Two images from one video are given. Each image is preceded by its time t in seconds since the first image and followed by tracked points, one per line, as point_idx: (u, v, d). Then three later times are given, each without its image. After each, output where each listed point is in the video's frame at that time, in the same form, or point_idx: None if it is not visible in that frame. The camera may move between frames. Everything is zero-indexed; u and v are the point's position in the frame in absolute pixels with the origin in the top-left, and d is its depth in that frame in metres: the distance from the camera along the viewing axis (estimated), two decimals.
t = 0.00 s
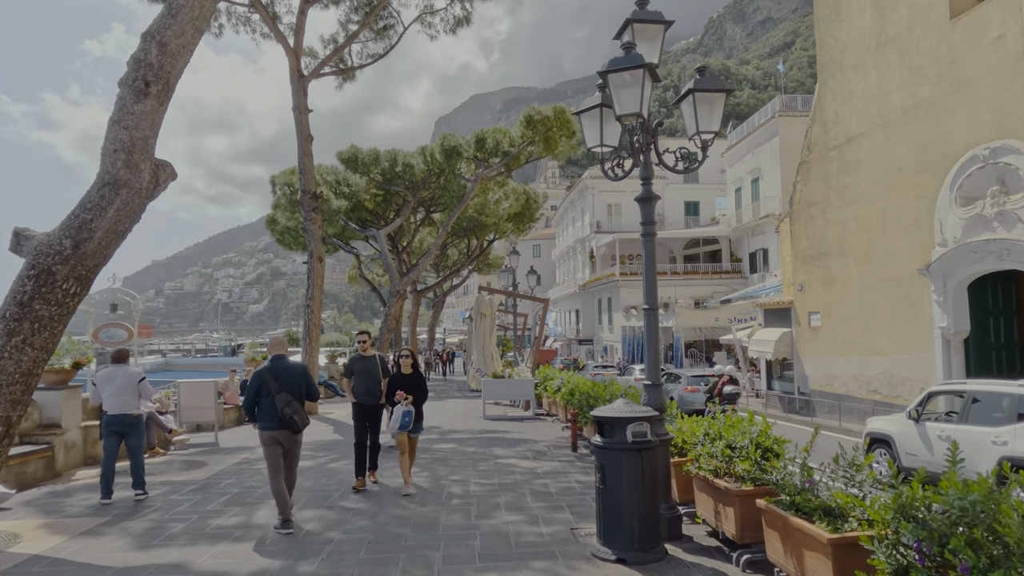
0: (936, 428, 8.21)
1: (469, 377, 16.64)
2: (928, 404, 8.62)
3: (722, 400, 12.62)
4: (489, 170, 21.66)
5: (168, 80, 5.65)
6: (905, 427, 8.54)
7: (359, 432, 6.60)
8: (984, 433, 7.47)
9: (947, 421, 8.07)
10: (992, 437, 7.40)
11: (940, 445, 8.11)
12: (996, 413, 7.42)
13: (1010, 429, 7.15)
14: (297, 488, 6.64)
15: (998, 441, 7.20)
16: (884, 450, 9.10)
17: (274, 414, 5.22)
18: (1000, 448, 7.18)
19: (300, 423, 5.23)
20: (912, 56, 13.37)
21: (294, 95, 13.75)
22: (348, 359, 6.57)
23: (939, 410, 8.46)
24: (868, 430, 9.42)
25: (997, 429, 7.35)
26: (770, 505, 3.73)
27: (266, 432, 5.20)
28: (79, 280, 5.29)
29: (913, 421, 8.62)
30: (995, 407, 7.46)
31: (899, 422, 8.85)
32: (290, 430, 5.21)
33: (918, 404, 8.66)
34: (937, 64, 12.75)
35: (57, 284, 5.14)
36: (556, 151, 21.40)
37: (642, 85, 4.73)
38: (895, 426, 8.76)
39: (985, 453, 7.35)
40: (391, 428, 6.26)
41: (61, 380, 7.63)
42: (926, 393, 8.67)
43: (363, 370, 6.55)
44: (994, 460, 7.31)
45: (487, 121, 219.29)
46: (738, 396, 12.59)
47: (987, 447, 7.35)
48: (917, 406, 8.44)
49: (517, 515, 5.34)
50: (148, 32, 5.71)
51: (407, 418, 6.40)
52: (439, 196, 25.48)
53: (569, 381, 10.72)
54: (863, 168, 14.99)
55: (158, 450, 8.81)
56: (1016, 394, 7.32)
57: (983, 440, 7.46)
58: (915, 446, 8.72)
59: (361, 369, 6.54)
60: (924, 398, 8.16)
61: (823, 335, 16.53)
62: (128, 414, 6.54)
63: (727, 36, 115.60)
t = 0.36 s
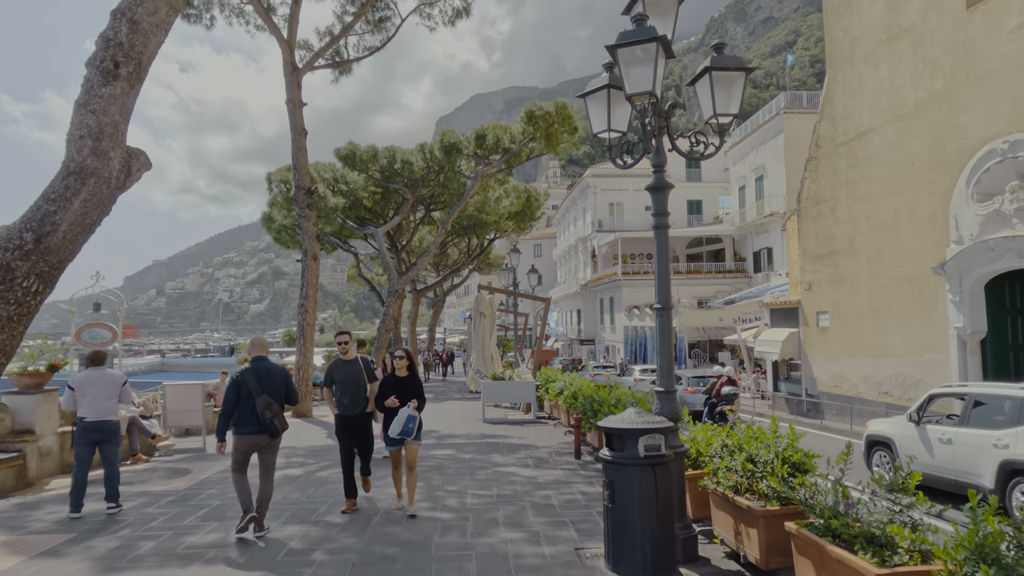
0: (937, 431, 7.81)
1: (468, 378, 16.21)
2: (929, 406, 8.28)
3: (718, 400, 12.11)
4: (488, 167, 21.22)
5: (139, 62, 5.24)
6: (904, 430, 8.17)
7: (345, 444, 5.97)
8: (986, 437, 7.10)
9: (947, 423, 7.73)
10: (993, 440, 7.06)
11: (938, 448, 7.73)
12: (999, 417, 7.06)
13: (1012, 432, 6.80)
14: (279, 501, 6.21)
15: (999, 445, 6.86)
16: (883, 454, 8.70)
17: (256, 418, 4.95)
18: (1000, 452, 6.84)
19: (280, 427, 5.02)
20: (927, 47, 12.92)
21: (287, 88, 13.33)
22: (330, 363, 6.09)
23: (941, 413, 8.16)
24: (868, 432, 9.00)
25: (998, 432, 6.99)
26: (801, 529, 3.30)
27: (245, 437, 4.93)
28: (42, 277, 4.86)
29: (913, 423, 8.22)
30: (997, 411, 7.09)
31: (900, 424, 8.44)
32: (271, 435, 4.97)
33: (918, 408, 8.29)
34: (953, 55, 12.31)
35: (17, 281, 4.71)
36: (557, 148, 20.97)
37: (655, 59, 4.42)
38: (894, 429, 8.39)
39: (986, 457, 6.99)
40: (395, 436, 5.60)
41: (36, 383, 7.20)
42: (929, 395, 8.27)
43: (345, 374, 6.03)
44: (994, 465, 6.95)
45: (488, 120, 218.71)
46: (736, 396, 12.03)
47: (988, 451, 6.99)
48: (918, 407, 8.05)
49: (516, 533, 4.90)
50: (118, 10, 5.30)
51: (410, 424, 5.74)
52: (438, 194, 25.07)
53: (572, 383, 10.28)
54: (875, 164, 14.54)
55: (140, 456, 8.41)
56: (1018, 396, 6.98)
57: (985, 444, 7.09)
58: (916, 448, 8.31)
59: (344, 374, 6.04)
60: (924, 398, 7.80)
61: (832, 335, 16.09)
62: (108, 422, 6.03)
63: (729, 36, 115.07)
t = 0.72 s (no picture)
0: (934, 430, 7.57)
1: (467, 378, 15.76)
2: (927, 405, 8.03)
3: (720, 400, 11.74)
4: (488, 163, 20.77)
5: (103, 36, 4.82)
6: (903, 429, 7.92)
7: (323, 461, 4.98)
8: (982, 437, 6.89)
9: (945, 423, 7.50)
10: (990, 440, 6.84)
11: (935, 449, 7.50)
12: (994, 417, 6.86)
13: (1010, 433, 6.59)
14: (260, 512, 5.79)
15: (996, 445, 6.65)
16: (881, 454, 8.43)
17: (224, 423, 4.78)
18: (998, 452, 6.62)
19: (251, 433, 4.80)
20: (941, 36, 12.49)
21: (279, 79, 12.90)
22: (303, 364, 5.08)
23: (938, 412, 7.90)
24: (865, 432, 8.75)
25: (996, 432, 6.77)
26: (840, 555, 2.87)
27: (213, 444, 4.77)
28: None
29: (911, 423, 7.98)
30: (993, 411, 6.89)
31: (898, 423, 8.17)
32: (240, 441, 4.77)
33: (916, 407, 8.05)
34: (968, 45, 11.88)
35: None
36: (558, 144, 20.57)
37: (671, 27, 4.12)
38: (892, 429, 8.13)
39: (984, 458, 6.77)
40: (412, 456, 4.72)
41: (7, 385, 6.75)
42: (926, 395, 8.01)
43: (322, 378, 5.03)
44: (991, 467, 6.74)
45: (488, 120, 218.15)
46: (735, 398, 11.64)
47: (983, 452, 6.79)
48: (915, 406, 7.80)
49: (513, 550, 4.50)
50: None
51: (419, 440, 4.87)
52: (437, 191, 24.67)
53: (574, 385, 9.84)
54: (885, 158, 14.10)
55: (120, 461, 8.00)
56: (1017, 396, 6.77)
57: (982, 444, 6.87)
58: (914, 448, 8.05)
59: (320, 378, 5.04)
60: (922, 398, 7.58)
61: (841, 335, 15.66)
62: (79, 430, 5.51)
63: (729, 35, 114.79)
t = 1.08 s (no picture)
0: (930, 428, 7.38)
1: (466, 378, 15.34)
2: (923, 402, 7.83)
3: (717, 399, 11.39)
4: (489, 158, 20.32)
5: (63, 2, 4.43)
6: (899, 427, 7.72)
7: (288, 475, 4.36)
8: (978, 435, 6.72)
9: (940, 420, 7.33)
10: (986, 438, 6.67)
11: (930, 447, 7.33)
12: (987, 415, 6.71)
13: (1005, 430, 6.42)
14: (241, 522, 5.37)
15: (992, 443, 6.49)
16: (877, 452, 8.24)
17: (188, 419, 4.76)
18: (993, 450, 6.45)
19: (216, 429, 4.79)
20: (957, 23, 12.05)
21: (273, 68, 12.47)
22: (274, 361, 4.47)
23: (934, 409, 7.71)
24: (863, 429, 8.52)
25: (991, 430, 6.60)
26: None
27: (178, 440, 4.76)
28: None
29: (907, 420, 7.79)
30: (986, 408, 6.73)
31: (893, 421, 7.99)
32: (203, 438, 4.75)
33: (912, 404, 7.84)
34: (987, 32, 11.44)
35: None
36: (560, 138, 20.16)
37: None
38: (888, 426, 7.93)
39: (978, 456, 6.61)
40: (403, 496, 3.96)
41: None
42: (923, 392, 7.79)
43: (292, 376, 4.38)
44: (986, 465, 6.58)
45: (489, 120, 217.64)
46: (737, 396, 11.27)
47: (979, 450, 6.62)
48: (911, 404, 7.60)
49: (517, 565, 4.09)
50: None
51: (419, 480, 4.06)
52: (437, 188, 24.27)
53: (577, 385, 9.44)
54: (899, 150, 13.65)
55: (100, 465, 7.58)
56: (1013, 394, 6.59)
57: (977, 442, 6.70)
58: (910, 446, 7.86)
59: (290, 377, 4.39)
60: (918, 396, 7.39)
61: (851, 333, 15.23)
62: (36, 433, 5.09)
63: (731, 33, 114.32)
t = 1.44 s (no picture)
0: (923, 429, 7.25)
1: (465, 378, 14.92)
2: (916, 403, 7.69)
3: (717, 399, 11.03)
4: (489, 155, 19.89)
5: None
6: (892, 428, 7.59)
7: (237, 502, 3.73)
8: (968, 435, 6.59)
9: (933, 421, 7.20)
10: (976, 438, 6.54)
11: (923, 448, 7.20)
12: (981, 415, 6.56)
13: (995, 431, 6.30)
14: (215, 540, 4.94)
15: (982, 443, 6.37)
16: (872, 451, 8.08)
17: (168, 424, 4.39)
18: (983, 450, 6.34)
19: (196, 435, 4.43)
20: (974, 12, 11.63)
21: (265, 59, 12.05)
22: (218, 378, 3.88)
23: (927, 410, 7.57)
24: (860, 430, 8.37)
25: (980, 430, 6.48)
26: None
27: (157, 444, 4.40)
28: None
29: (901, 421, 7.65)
30: (980, 409, 6.60)
31: (888, 421, 7.83)
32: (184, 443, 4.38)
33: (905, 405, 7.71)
34: (1006, 21, 11.00)
35: None
36: (562, 134, 19.76)
37: None
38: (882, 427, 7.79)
39: (969, 457, 6.49)
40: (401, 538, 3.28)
41: None
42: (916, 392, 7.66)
43: (239, 396, 3.78)
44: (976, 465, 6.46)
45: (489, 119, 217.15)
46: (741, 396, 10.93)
47: (969, 450, 6.48)
48: (904, 405, 7.47)
49: None
50: None
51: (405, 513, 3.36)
52: (436, 185, 23.89)
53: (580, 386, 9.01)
54: (912, 144, 13.20)
55: (75, 472, 7.17)
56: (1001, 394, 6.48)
57: (968, 442, 6.58)
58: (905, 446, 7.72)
59: (237, 396, 3.79)
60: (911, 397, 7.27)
61: (861, 333, 14.80)
62: None
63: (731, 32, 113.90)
